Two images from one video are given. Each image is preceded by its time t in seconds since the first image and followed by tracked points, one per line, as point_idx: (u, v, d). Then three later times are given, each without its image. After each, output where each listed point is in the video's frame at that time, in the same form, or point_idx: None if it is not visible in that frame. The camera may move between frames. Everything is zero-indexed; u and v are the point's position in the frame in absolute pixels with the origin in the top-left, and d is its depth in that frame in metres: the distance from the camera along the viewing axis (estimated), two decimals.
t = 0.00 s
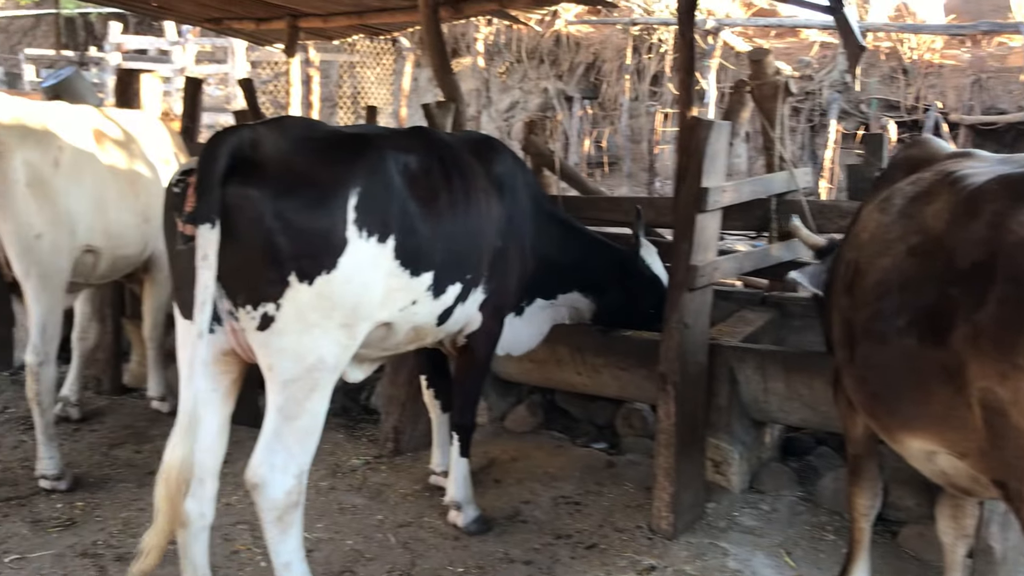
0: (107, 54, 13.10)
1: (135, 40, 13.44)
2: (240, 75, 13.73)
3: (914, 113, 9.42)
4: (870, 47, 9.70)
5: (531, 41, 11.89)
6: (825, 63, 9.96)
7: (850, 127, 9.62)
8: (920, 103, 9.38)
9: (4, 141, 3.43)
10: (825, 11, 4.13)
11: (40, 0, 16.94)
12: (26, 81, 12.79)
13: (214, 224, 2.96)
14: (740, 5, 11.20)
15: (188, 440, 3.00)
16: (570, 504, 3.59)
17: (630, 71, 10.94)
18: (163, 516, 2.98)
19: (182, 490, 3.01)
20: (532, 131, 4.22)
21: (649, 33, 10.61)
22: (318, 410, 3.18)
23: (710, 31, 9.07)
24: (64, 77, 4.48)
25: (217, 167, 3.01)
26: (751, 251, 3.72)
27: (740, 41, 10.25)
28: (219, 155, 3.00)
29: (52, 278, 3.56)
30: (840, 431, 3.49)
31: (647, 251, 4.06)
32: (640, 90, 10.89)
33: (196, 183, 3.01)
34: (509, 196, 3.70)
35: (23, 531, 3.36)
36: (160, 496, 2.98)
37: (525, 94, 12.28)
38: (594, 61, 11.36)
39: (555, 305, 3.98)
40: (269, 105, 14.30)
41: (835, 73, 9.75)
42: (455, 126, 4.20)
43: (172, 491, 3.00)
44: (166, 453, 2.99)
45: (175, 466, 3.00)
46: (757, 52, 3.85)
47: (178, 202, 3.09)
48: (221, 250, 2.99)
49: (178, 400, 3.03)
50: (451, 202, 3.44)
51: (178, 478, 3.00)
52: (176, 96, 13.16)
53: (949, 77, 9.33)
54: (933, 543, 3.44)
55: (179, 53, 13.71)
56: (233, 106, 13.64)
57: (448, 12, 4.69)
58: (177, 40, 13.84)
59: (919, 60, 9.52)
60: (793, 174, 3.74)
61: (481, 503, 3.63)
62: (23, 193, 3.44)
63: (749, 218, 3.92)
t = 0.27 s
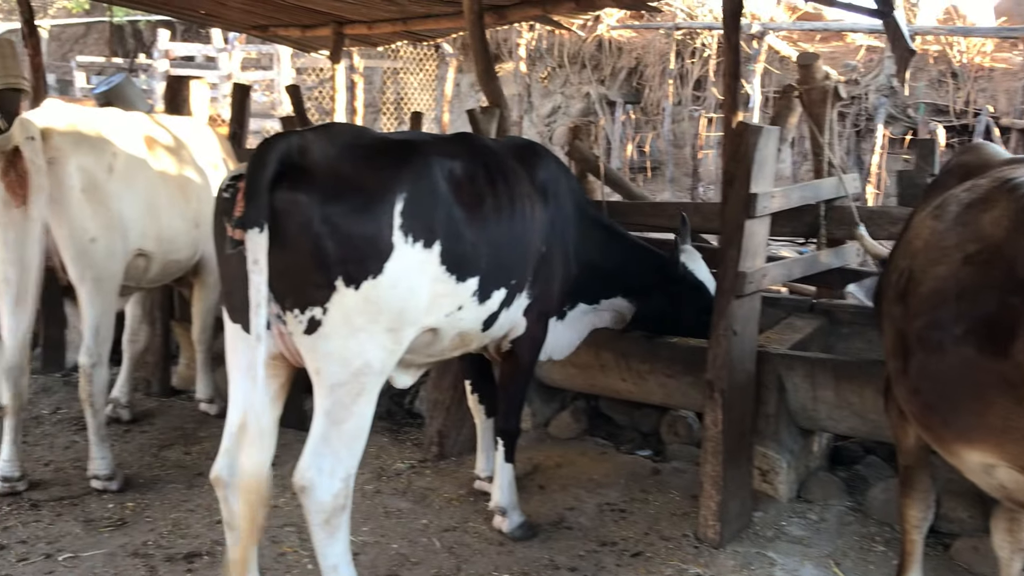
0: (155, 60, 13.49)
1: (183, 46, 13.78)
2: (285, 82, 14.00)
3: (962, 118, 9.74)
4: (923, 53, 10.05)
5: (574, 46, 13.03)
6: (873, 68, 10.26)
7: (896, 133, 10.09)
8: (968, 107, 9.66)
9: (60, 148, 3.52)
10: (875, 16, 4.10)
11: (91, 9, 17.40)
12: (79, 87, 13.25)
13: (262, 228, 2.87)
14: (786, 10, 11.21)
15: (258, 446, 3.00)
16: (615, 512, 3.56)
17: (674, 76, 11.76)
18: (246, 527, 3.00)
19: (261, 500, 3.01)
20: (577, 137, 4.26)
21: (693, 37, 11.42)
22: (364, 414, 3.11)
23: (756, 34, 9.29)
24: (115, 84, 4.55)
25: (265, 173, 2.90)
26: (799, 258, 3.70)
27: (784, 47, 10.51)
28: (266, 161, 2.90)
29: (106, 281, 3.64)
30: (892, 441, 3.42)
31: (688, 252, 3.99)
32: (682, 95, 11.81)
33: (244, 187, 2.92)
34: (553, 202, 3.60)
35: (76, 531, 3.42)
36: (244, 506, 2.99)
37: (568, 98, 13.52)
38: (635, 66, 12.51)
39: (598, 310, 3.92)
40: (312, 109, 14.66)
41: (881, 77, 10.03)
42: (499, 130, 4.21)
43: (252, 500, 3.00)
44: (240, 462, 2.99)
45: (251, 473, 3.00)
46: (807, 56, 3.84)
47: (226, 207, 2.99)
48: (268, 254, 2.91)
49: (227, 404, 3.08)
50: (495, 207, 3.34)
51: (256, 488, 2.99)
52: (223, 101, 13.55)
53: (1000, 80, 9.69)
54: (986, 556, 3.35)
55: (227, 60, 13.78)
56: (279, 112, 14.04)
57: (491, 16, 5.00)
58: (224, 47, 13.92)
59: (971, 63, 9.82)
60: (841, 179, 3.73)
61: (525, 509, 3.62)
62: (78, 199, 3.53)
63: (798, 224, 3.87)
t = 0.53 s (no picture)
0: (193, 67, 13.73)
1: (222, 52, 13.93)
2: (323, 88, 14.15)
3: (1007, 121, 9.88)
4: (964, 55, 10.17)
5: (608, 50, 13.21)
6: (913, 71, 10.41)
7: (941, 137, 10.30)
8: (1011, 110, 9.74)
9: (106, 153, 3.54)
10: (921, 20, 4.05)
11: (131, 16, 17.77)
12: (120, 94, 13.50)
13: (309, 233, 2.87)
14: (825, 15, 11.16)
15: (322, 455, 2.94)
16: (656, 521, 3.53)
17: (713, 80, 12.13)
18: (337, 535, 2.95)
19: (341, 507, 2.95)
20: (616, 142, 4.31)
21: (730, 42, 11.59)
22: (408, 419, 3.10)
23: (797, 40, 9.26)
24: (156, 91, 4.58)
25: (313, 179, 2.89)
26: (843, 266, 3.68)
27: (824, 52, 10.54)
28: (313, 167, 2.89)
29: (148, 285, 3.67)
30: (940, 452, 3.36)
31: (728, 261, 3.96)
32: (719, 100, 12.24)
33: (292, 193, 2.91)
34: (593, 208, 3.56)
35: (120, 533, 3.45)
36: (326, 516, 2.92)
37: (603, 103, 13.78)
38: (669, 71, 12.72)
39: (639, 318, 3.90)
40: (348, 115, 14.88)
41: (923, 81, 10.24)
42: (536, 136, 4.19)
43: (331, 507, 2.93)
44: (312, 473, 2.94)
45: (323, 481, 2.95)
46: (852, 60, 3.81)
47: (275, 213, 2.99)
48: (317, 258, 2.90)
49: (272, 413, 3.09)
50: (538, 213, 3.30)
51: (331, 496, 2.92)
52: (261, 108, 13.81)
53: None
54: None
55: (265, 67, 13.92)
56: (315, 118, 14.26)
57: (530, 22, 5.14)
58: (264, 54, 13.99)
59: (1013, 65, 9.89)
60: (887, 186, 3.69)
61: (566, 516, 3.60)
62: (123, 204, 3.56)
63: (840, 231, 3.84)
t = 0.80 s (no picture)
0: (222, 73, 13.91)
1: (250, 59, 14.01)
2: (351, 95, 14.32)
3: None
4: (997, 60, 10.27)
5: (635, 56, 13.48)
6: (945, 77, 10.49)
7: (973, 143, 10.26)
8: None
9: (139, 161, 3.56)
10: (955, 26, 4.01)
11: (162, 23, 18.00)
12: (150, 100, 13.64)
13: (343, 242, 2.81)
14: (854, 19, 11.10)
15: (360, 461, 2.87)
16: (686, 531, 3.50)
17: (741, 85, 12.17)
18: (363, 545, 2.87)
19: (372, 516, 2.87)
20: (646, 149, 4.36)
21: (758, 47, 11.72)
22: (438, 428, 3.08)
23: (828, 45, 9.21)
24: (187, 97, 4.65)
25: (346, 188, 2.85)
26: (877, 274, 3.64)
27: (853, 57, 10.52)
28: (346, 176, 2.84)
29: (181, 292, 3.70)
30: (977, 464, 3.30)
31: (761, 266, 3.95)
32: (748, 105, 12.29)
33: (324, 202, 2.86)
34: (623, 216, 3.54)
35: (152, 539, 3.47)
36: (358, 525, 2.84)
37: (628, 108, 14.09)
38: (697, 76, 12.86)
39: (672, 327, 3.92)
40: (374, 121, 15.03)
41: (955, 86, 10.28)
42: (565, 142, 4.19)
43: (363, 516, 2.85)
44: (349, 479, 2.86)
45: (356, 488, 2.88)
46: (886, 66, 3.77)
47: (307, 221, 2.94)
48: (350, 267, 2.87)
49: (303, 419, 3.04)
50: (568, 222, 3.26)
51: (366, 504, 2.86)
52: (289, 115, 13.96)
53: None
54: None
55: (293, 73, 14.16)
56: (343, 124, 14.41)
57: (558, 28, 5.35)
58: (291, 61, 14.24)
59: None
60: (921, 193, 3.65)
61: (595, 526, 3.59)
62: (156, 212, 3.58)
63: (873, 240, 3.77)
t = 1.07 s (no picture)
0: (253, 80, 14.07)
1: (280, 66, 14.13)
2: (381, 101, 14.40)
3: None
4: None
5: (666, 61, 13.73)
6: (980, 81, 10.56)
7: (1010, 148, 10.37)
8: None
9: (176, 168, 3.59)
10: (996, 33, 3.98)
11: (193, 30, 18.24)
12: (183, 106, 13.79)
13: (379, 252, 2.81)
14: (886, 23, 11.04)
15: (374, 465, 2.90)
16: (722, 541, 3.48)
17: (772, 91, 12.52)
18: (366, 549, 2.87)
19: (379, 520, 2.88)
20: (680, 155, 4.38)
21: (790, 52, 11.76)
22: (474, 436, 3.02)
23: (860, 50, 9.18)
24: (220, 104, 4.72)
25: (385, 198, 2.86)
26: (916, 282, 3.59)
27: (886, 61, 10.47)
28: (383, 186, 2.83)
29: (217, 298, 3.72)
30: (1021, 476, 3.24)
31: (794, 267, 3.93)
32: (781, 111, 12.62)
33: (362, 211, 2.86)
34: (661, 223, 3.52)
35: (187, 543, 3.48)
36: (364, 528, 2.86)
37: (660, 114, 14.37)
38: (728, 82, 13.11)
39: (704, 332, 3.89)
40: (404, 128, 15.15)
41: (991, 91, 10.34)
42: (598, 149, 4.21)
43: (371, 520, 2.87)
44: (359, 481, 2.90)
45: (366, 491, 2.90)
46: (926, 73, 3.71)
47: (344, 231, 2.95)
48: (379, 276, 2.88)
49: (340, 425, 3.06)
50: (605, 229, 3.23)
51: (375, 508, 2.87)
52: (320, 122, 14.07)
53: None
54: None
55: (326, 80, 14.27)
56: (373, 130, 14.55)
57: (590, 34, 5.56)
58: (323, 68, 14.25)
59: None
60: (961, 201, 3.61)
61: (630, 535, 3.57)
62: (193, 219, 3.61)
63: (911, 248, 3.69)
